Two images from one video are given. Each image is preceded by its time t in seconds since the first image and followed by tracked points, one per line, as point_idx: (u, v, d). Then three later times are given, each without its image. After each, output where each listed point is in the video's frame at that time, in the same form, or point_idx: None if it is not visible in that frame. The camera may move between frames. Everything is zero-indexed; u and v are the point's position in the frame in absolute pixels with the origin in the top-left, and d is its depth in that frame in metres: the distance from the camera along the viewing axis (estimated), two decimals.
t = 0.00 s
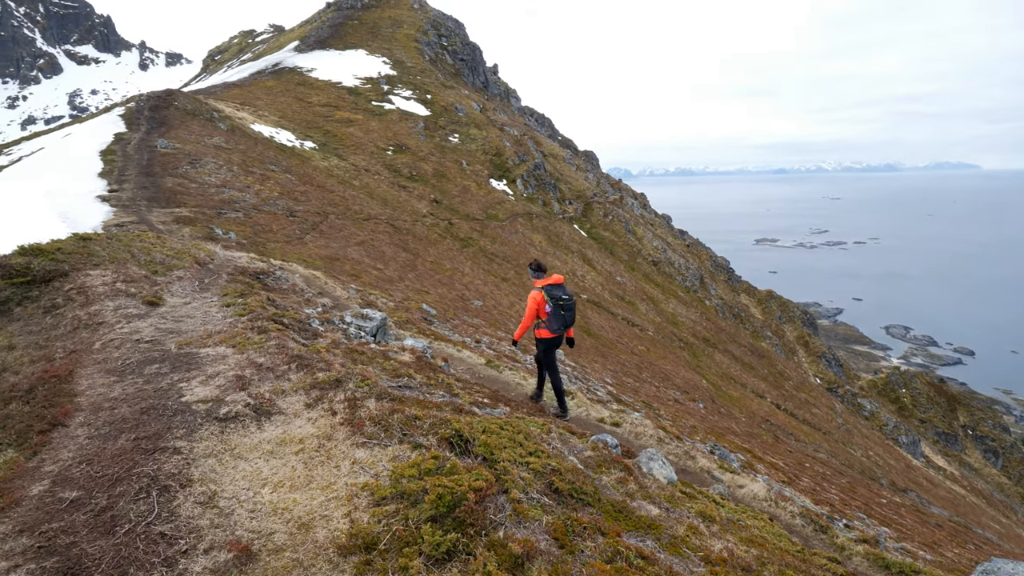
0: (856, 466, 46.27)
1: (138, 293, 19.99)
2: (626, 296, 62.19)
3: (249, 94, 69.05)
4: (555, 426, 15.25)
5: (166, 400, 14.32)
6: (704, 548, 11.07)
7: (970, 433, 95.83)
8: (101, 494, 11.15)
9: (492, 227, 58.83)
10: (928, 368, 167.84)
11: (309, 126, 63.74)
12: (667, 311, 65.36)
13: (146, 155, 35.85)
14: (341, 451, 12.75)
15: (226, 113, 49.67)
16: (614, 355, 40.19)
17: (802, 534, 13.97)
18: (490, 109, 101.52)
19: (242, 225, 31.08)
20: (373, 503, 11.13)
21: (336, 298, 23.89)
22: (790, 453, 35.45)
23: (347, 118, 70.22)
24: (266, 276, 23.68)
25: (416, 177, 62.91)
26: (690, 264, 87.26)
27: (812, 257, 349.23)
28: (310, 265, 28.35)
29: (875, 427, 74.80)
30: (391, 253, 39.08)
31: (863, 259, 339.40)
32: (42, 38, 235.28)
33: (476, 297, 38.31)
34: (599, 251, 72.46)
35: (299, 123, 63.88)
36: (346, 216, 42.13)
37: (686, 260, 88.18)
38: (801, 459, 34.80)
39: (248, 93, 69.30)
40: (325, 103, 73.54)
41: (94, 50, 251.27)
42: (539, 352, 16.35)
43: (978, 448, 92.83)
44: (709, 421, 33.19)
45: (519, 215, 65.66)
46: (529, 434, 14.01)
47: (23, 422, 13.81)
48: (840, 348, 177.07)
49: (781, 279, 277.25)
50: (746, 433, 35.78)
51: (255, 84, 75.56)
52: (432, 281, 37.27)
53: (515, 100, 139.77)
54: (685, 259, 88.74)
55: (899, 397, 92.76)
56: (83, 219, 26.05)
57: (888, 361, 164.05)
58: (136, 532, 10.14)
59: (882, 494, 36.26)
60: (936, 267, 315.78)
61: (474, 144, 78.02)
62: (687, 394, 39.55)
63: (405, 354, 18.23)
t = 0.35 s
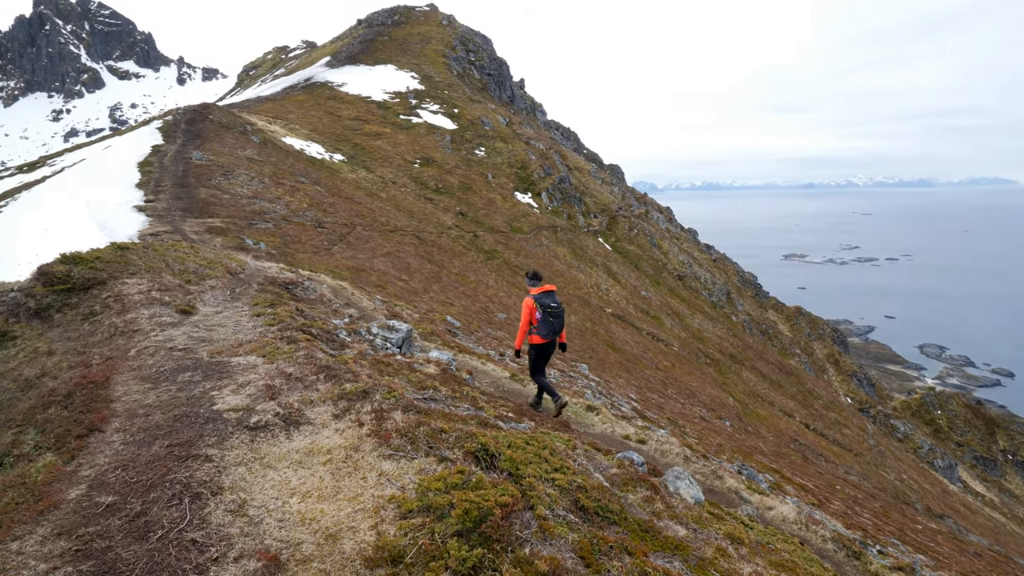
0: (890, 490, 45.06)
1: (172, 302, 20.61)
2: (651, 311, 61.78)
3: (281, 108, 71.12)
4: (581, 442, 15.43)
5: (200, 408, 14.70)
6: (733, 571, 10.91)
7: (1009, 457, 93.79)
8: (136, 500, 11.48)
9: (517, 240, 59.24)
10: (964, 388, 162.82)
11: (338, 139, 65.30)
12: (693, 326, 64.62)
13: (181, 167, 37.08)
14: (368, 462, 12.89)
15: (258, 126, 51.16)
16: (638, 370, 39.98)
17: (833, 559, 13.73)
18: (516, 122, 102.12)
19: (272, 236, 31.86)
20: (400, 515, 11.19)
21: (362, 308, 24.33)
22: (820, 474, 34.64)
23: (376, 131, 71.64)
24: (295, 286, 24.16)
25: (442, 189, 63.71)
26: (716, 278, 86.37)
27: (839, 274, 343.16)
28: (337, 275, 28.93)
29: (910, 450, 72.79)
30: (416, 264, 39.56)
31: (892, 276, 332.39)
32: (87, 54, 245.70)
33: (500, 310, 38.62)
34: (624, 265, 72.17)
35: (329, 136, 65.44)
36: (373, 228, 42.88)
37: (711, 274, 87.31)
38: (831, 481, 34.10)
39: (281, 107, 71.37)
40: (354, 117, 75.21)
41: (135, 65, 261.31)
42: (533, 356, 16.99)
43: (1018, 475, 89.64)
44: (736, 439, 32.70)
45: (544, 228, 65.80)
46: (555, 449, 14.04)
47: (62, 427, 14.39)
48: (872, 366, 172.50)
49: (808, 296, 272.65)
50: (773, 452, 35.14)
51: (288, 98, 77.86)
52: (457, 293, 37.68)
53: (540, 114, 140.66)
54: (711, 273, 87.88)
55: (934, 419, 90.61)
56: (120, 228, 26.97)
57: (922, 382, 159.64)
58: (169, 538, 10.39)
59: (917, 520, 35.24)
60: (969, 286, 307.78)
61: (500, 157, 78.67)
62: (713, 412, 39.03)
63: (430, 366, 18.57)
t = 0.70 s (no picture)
0: (926, 514, 43.49)
1: (206, 310, 21.30)
2: (675, 324, 61.12)
3: (310, 121, 73.05)
4: (605, 457, 15.53)
5: (232, 414, 15.13)
6: None
7: None
8: (171, 502, 11.87)
9: (539, 251, 59.45)
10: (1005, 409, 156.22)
11: (364, 152, 66.70)
12: (717, 340, 63.68)
13: (214, 179, 38.33)
14: (394, 471, 13.08)
15: (288, 139, 52.61)
16: (662, 384, 39.62)
17: None
18: (540, 134, 102.65)
19: (299, 246, 32.61)
20: (426, 525, 11.31)
21: (387, 318, 24.75)
22: (851, 496, 33.70)
23: (401, 143, 72.90)
24: (322, 296, 24.72)
25: (465, 201, 64.37)
26: (741, 291, 85.08)
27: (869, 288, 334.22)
28: (363, 286, 29.48)
29: (947, 473, 70.12)
30: (439, 275, 40.02)
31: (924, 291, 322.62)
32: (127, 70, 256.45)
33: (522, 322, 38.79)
34: (647, 277, 71.70)
35: (355, 148, 66.86)
36: (398, 239, 43.54)
37: (736, 287, 86.12)
38: (863, 503, 33.15)
39: (310, 120, 73.31)
40: (380, 130, 76.69)
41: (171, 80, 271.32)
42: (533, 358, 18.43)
43: None
44: (763, 457, 32.09)
45: (566, 240, 65.78)
46: (578, 464, 14.11)
47: (103, 429, 15.00)
48: (906, 385, 167.07)
49: (837, 311, 266.45)
50: (802, 471, 34.36)
51: (317, 112, 79.95)
52: (480, 304, 37.98)
53: (564, 126, 141.00)
54: (735, 285, 86.66)
55: (974, 441, 87.26)
56: (155, 237, 28.06)
57: (960, 402, 153.78)
58: (203, 541, 10.72)
59: (955, 547, 33.95)
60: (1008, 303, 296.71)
61: (523, 169, 79.20)
62: (738, 428, 38.38)
63: (454, 377, 18.86)
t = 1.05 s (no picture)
0: (969, 538, 41.63)
1: (239, 316, 21.96)
2: (702, 335, 60.16)
3: (340, 132, 74.93)
4: (631, 471, 15.56)
5: (264, 419, 15.51)
6: None
7: None
8: (206, 505, 12.20)
9: (563, 260, 59.43)
10: None
11: (392, 162, 67.99)
12: (746, 352, 62.32)
13: (248, 188, 39.59)
14: (421, 480, 13.19)
15: (319, 150, 53.99)
16: (688, 397, 38.97)
17: None
18: (564, 143, 102.75)
19: (328, 254, 33.40)
20: (452, 535, 11.35)
21: (412, 326, 25.09)
22: (889, 518, 32.54)
23: (427, 153, 73.98)
24: (350, 303, 25.21)
25: (490, 210, 64.85)
26: (771, 303, 83.28)
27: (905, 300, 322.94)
28: (390, 294, 30.00)
29: (992, 496, 66.91)
30: (464, 284, 40.40)
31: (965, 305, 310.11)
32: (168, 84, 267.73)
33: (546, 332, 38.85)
34: (673, 287, 70.86)
35: (383, 158, 68.24)
36: (424, 247, 44.16)
37: (766, 298, 84.35)
38: (902, 525, 31.99)
39: (340, 132, 75.20)
40: (407, 140, 78.08)
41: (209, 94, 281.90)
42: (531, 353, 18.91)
43: None
44: (794, 475, 31.28)
45: (591, 249, 65.60)
46: (605, 477, 14.09)
47: (141, 431, 15.54)
48: (947, 402, 160.28)
49: (871, 323, 258.08)
50: (835, 490, 33.37)
51: (347, 123, 81.95)
52: (505, 313, 38.20)
53: (589, 136, 140.88)
54: (765, 297, 84.86)
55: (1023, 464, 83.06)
56: (192, 245, 29.19)
57: (1007, 421, 146.57)
58: (237, 543, 10.97)
59: None
60: None
61: (548, 178, 79.43)
62: (768, 444, 37.50)
63: (479, 386, 19.01)
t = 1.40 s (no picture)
0: (1012, 561, 39.81)
1: (269, 319, 22.55)
2: (728, 344, 59.08)
3: (367, 139, 76.34)
4: (657, 481, 15.43)
5: (293, 421, 15.85)
6: None
7: None
8: (237, 504, 12.50)
9: (587, 266, 59.26)
10: None
11: (417, 168, 68.90)
12: (774, 361, 60.95)
13: (277, 194, 40.64)
14: (446, 485, 13.29)
15: (346, 157, 55.06)
16: (714, 406, 38.29)
17: None
18: (589, 149, 102.51)
19: (354, 259, 34.02)
20: (477, 541, 11.39)
21: (437, 331, 25.34)
22: (925, 535, 31.36)
23: (452, 160, 74.74)
24: (376, 307, 25.61)
25: (514, 216, 65.10)
26: (801, 311, 81.44)
27: (941, 310, 311.80)
28: (414, 299, 30.40)
29: None
30: (487, 289, 40.63)
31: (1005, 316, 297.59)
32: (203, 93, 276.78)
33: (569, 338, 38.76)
34: (699, 294, 69.85)
35: (408, 164, 69.20)
36: (448, 253, 44.58)
37: (795, 306, 82.50)
38: (939, 544, 30.78)
39: (367, 139, 76.64)
40: (432, 146, 79.04)
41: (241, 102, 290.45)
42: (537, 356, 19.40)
43: None
44: (825, 488, 30.47)
45: (615, 255, 65.17)
46: (631, 487, 13.98)
47: (176, 430, 16.04)
48: (989, 416, 153.66)
49: (905, 333, 249.81)
50: (868, 505, 32.34)
51: (374, 130, 83.41)
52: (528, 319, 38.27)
53: (614, 141, 140.16)
54: (795, 305, 82.98)
55: None
56: (223, 249, 30.04)
57: None
58: (267, 543, 11.20)
59: None
60: None
61: (572, 184, 79.38)
62: (797, 455, 36.62)
63: (503, 392, 19.09)
